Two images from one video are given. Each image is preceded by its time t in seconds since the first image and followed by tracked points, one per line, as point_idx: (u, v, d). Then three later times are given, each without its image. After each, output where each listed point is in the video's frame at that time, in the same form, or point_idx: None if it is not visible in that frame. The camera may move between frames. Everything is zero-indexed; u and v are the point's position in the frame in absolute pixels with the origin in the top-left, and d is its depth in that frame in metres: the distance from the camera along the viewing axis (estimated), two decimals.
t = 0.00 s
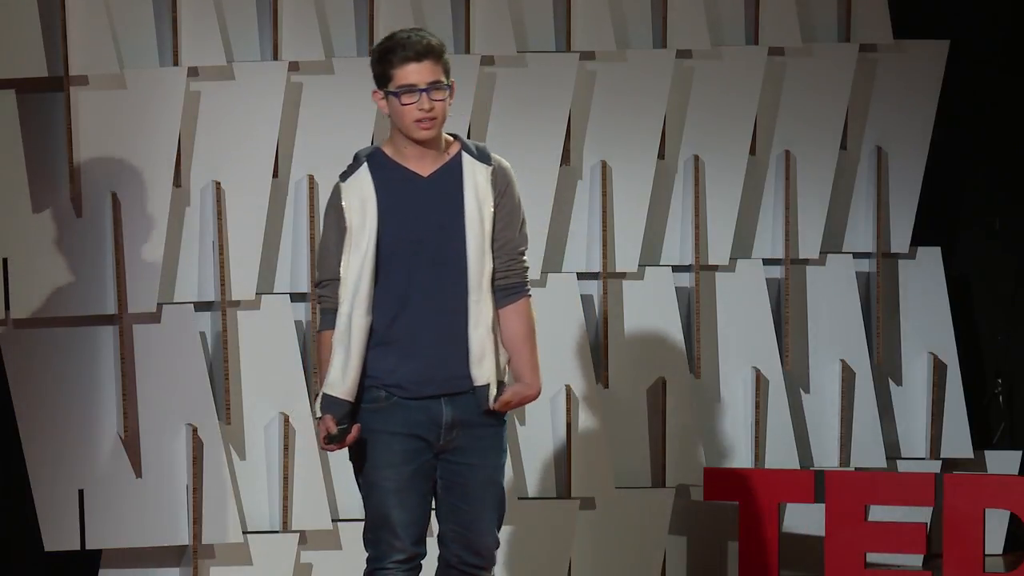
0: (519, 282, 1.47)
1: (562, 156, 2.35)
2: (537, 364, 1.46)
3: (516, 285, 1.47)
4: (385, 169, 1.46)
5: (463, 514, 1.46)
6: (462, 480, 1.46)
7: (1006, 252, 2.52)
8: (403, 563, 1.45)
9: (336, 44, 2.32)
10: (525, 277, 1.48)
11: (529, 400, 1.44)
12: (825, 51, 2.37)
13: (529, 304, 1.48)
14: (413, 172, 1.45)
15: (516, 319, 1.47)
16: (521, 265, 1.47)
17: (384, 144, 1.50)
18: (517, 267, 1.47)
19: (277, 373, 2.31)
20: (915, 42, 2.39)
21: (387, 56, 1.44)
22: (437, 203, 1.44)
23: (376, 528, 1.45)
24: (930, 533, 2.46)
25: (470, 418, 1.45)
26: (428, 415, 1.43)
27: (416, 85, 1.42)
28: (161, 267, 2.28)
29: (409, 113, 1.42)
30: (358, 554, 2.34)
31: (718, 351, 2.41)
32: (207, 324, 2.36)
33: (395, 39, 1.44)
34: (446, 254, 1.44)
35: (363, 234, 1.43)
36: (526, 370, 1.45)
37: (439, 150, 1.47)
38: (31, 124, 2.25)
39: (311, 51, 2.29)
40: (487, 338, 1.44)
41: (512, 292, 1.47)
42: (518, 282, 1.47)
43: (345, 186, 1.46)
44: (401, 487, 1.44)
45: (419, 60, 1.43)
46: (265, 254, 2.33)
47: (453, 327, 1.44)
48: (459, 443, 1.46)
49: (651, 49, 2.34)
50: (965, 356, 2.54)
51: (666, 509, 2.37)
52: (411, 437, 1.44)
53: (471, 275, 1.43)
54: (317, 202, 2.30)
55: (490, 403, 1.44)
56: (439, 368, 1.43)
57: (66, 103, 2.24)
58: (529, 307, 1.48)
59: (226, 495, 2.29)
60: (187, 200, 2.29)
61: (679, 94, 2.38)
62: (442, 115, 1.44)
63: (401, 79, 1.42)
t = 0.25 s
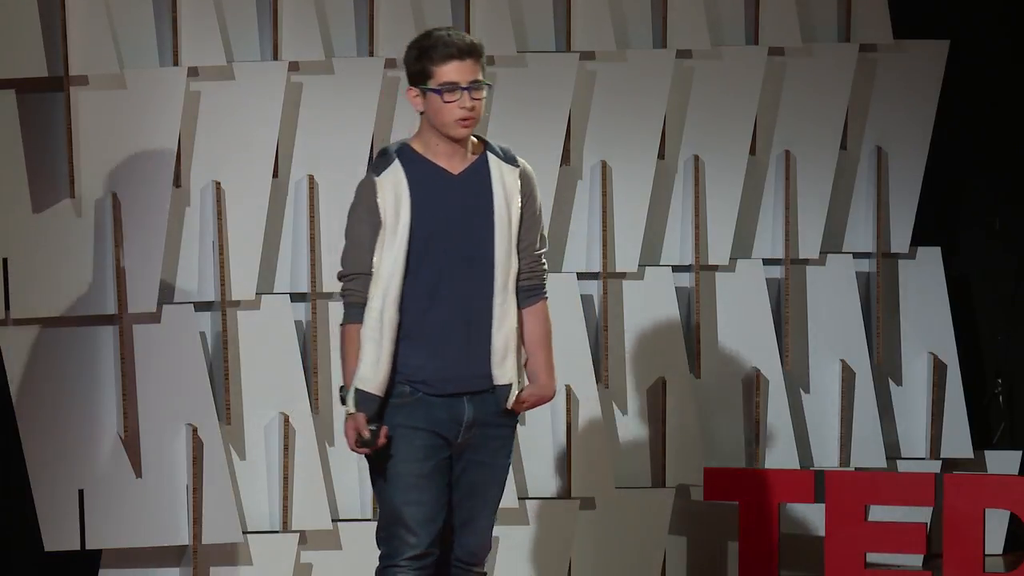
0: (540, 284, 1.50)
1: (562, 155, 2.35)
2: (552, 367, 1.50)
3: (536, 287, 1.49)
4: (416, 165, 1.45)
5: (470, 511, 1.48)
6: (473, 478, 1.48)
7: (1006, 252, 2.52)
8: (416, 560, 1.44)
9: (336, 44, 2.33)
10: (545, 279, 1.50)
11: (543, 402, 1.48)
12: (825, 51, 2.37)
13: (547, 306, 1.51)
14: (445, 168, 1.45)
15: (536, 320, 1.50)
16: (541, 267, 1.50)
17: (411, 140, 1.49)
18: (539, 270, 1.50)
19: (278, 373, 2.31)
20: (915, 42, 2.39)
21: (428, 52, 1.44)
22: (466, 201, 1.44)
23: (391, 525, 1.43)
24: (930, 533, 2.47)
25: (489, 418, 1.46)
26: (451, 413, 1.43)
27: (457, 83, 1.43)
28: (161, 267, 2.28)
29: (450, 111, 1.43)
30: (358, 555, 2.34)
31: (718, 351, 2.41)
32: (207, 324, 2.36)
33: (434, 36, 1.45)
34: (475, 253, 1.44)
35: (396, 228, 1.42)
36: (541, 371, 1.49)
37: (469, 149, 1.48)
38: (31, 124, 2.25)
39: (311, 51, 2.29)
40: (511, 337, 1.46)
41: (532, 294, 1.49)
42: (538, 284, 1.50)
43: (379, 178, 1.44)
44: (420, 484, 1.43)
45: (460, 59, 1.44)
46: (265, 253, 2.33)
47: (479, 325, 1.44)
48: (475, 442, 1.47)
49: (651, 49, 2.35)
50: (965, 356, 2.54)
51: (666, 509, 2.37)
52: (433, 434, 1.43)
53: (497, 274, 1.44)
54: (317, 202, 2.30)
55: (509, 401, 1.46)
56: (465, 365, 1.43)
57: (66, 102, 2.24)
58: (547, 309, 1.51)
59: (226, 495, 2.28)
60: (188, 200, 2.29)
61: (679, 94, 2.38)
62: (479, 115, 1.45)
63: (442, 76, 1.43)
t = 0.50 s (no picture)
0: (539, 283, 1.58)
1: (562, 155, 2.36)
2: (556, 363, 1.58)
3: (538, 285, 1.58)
4: (441, 164, 1.44)
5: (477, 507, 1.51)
6: (486, 475, 1.50)
7: (1006, 251, 2.52)
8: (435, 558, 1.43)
9: (336, 45, 2.33)
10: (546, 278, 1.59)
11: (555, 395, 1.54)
12: (825, 50, 2.37)
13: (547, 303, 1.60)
14: (462, 166, 1.46)
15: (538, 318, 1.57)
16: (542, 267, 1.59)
17: (425, 136, 1.48)
18: (540, 270, 1.58)
19: (278, 373, 2.31)
20: (916, 42, 2.39)
21: (455, 51, 1.43)
22: (490, 199, 1.46)
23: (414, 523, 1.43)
24: (930, 533, 2.47)
25: (509, 415, 1.48)
26: (477, 409, 1.44)
27: (486, 84, 1.43)
28: (161, 267, 2.28)
29: (478, 111, 1.43)
30: (358, 555, 2.34)
31: (718, 351, 2.41)
32: (207, 324, 2.36)
33: (460, 34, 1.44)
34: (500, 251, 1.46)
35: (431, 226, 1.41)
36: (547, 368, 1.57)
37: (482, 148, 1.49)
38: (32, 124, 2.25)
39: (311, 51, 2.29)
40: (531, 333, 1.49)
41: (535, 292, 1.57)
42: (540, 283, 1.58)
43: (409, 176, 1.42)
44: (447, 483, 1.43)
45: (488, 59, 1.43)
46: (265, 254, 2.34)
47: (503, 322, 1.46)
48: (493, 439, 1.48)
49: (651, 49, 2.35)
50: (965, 356, 2.54)
51: (666, 510, 2.37)
52: (460, 432, 1.43)
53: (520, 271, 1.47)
54: (317, 202, 2.30)
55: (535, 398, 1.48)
56: (493, 362, 1.44)
57: (66, 103, 2.24)
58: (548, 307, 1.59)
59: (226, 496, 2.28)
60: (188, 200, 2.30)
61: (679, 94, 2.38)
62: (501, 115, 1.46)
63: (470, 76, 1.43)
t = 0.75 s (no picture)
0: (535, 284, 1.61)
1: (562, 155, 2.36)
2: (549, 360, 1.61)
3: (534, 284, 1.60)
4: (451, 164, 1.44)
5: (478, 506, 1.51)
6: (489, 474, 1.50)
7: (1006, 251, 2.52)
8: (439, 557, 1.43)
9: (336, 45, 2.33)
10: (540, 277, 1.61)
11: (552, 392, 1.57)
12: (825, 51, 2.37)
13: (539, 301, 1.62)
14: (467, 165, 1.46)
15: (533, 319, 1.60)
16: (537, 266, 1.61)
17: (430, 135, 1.48)
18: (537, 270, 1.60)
19: (279, 373, 2.31)
20: (916, 42, 2.39)
21: (465, 52, 1.43)
22: (497, 201, 1.47)
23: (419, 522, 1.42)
24: (930, 533, 2.47)
25: (513, 414, 1.49)
26: (483, 408, 1.45)
27: (495, 86, 1.43)
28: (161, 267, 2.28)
29: (486, 112, 1.43)
30: (358, 555, 2.34)
31: (719, 351, 2.41)
32: (207, 324, 2.36)
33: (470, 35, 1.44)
34: (506, 252, 1.47)
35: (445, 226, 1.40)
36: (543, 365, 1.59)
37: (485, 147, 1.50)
38: (32, 124, 2.25)
39: (311, 51, 2.29)
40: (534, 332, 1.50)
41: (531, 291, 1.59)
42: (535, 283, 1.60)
43: (423, 176, 1.42)
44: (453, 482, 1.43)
45: (497, 61, 1.44)
46: (265, 254, 2.34)
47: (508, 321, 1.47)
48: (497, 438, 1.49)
49: (651, 49, 2.35)
50: (965, 356, 2.54)
51: (666, 509, 2.37)
52: (470, 431, 1.44)
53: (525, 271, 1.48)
54: (317, 202, 2.30)
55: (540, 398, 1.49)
56: (498, 361, 1.45)
57: (66, 103, 2.24)
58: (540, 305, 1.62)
59: (226, 496, 2.28)
60: (188, 200, 2.29)
61: (679, 94, 2.38)
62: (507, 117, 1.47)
63: (480, 78, 1.43)
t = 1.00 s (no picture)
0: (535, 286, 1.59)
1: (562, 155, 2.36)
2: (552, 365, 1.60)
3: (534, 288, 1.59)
4: (438, 167, 1.44)
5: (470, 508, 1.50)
6: (479, 475, 1.49)
7: (1006, 251, 2.52)
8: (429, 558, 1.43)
9: (336, 44, 2.32)
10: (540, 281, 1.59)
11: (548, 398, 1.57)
12: (825, 51, 2.37)
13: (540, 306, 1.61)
14: (459, 171, 1.45)
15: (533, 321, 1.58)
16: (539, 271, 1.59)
17: (425, 138, 1.48)
18: (536, 272, 1.59)
19: (279, 373, 2.31)
20: (916, 42, 2.39)
21: (455, 58, 1.42)
22: (487, 203, 1.45)
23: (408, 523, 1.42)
24: (930, 533, 2.47)
25: (501, 417, 1.48)
26: (469, 411, 1.45)
27: (483, 94, 1.42)
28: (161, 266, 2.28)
29: (474, 120, 1.42)
30: (358, 555, 2.34)
31: (719, 351, 2.41)
32: (207, 324, 2.36)
33: (462, 41, 1.42)
34: (494, 254, 1.46)
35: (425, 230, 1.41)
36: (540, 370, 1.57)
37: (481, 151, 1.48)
38: (32, 124, 2.25)
39: (311, 51, 2.29)
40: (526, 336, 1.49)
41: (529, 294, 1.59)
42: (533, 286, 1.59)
43: (405, 180, 1.42)
44: (439, 483, 1.42)
45: (487, 69, 1.42)
46: (265, 254, 2.34)
47: (495, 325, 1.46)
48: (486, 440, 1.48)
49: (651, 49, 2.35)
50: (965, 356, 2.54)
51: (666, 509, 2.37)
52: (455, 432, 1.43)
53: (514, 274, 1.47)
54: (317, 202, 2.30)
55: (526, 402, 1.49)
56: (484, 364, 1.45)
57: (66, 103, 2.24)
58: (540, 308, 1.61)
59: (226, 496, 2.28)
60: (188, 200, 2.30)
61: (679, 95, 2.38)
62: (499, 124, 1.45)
63: (469, 86, 1.41)
